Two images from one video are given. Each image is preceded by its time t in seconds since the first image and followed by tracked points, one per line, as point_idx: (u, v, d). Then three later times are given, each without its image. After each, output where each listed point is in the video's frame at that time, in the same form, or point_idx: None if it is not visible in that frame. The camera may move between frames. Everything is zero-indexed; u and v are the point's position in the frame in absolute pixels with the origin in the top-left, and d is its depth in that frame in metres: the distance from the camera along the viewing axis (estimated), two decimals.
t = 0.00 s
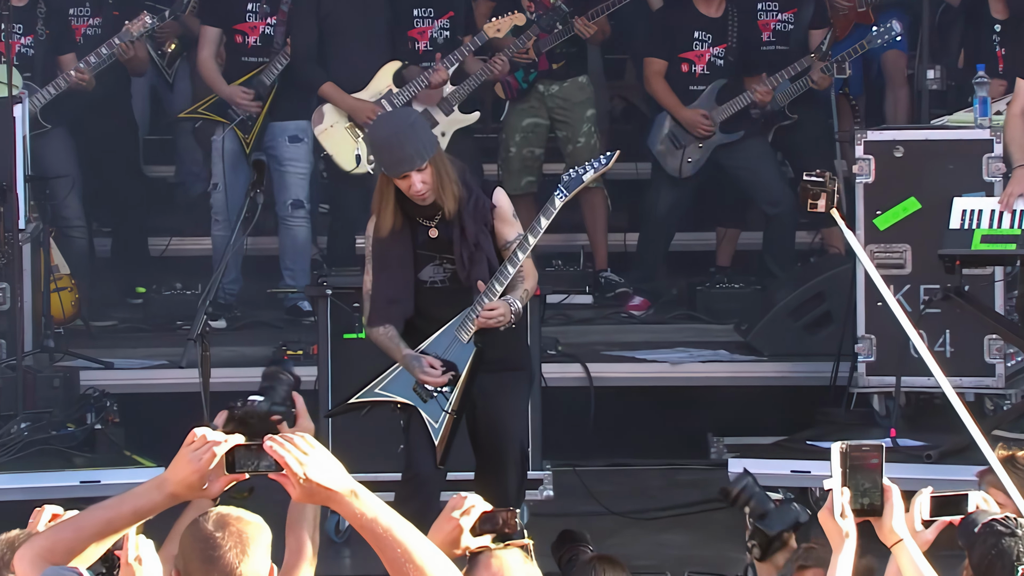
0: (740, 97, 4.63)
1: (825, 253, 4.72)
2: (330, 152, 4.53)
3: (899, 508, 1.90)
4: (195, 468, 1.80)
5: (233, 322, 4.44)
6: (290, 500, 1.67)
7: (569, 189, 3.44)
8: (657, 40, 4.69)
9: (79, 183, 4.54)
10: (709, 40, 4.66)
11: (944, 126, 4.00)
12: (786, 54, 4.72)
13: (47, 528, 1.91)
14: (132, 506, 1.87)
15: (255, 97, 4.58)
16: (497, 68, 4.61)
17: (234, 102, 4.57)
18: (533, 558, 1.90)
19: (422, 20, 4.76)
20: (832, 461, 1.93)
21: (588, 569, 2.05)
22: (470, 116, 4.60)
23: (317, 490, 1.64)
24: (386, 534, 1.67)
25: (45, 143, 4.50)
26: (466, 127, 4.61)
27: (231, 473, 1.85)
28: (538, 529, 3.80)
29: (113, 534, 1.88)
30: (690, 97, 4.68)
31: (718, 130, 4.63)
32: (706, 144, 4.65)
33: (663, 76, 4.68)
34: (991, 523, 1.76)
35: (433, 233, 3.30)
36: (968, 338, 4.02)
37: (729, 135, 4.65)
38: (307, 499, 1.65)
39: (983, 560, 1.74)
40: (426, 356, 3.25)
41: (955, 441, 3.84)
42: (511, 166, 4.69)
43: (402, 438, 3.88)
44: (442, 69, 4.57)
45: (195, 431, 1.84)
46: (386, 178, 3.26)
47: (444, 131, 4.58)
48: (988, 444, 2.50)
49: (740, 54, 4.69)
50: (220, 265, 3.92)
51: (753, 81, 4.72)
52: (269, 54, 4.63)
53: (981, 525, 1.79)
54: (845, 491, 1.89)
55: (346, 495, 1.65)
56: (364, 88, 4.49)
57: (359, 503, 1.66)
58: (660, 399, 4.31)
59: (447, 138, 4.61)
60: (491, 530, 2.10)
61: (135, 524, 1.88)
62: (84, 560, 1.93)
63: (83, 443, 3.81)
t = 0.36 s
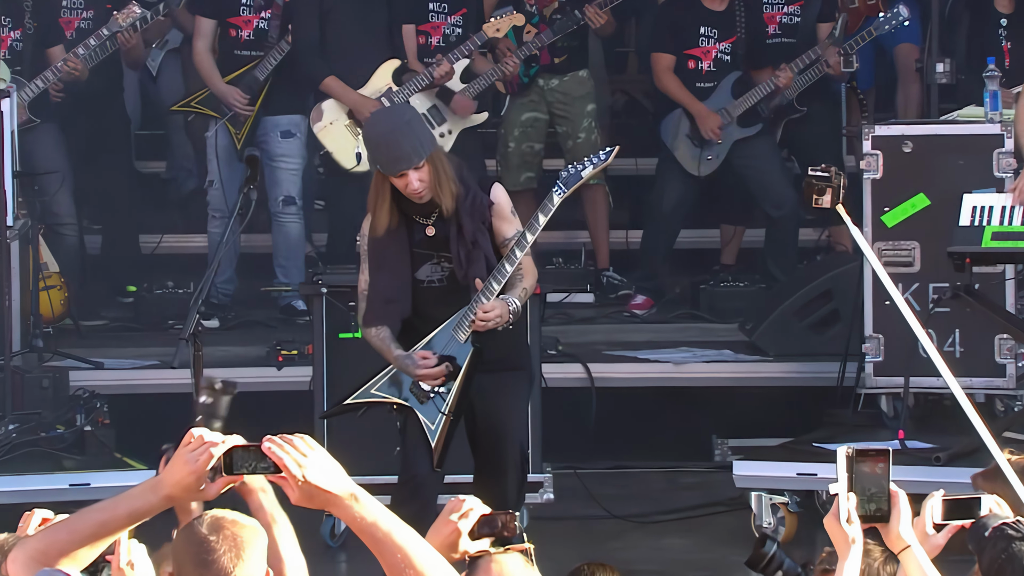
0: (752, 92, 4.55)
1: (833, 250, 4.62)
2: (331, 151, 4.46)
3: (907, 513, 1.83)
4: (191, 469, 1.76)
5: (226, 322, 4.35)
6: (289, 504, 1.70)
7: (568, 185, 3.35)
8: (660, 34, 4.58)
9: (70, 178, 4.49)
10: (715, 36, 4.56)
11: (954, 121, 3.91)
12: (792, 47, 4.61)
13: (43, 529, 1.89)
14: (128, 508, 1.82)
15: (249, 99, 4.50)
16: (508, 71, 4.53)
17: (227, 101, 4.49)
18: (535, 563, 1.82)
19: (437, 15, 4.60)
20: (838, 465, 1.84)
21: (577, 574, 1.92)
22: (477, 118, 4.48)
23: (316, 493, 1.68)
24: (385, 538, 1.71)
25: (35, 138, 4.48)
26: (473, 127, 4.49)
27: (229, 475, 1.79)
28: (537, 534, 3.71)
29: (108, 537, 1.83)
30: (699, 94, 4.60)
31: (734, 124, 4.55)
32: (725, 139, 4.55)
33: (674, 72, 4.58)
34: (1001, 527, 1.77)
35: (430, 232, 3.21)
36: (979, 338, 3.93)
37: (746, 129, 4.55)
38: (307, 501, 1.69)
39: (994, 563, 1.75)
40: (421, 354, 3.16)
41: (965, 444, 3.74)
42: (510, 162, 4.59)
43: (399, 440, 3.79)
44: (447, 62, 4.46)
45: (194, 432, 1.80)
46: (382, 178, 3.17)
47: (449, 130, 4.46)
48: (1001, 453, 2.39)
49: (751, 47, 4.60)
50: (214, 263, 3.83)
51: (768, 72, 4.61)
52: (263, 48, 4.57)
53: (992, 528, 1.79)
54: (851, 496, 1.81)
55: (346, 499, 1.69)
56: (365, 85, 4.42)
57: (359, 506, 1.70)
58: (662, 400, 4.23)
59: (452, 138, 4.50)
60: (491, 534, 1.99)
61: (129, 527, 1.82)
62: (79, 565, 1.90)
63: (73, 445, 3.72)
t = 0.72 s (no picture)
0: (756, 79, 4.46)
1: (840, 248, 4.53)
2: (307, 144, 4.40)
3: (917, 518, 1.77)
4: (183, 471, 1.67)
5: (220, 321, 4.27)
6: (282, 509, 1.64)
7: (570, 182, 3.26)
8: (660, 30, 4.47)
9: (60, 175, 4.47)
10: (715, 30, 4.49)
11: (965, 115, 3.81)
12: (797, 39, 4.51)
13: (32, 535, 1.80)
14: (119, 511, 1.75)
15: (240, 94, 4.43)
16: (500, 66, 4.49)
17: (217, 96, 4.42)
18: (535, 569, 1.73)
19: (429, 9, 4.55)
20: (846, 469, 1.80)
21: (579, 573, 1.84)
22: (474, 111, 4.49)
23: (311, 495, 1.62)
24: (383, 540, 1.64)
25: (26, 134, 4.44)
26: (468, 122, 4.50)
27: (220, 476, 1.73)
28: (538, 538, 3.62)
29: (100, 541, 1.76)
30: (699, 90, 4.51)
31: (739, 114, 4.46)
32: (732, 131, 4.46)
33: (673, 71, 4.49)
34: (1011, 531, 1.68)
35: (427, 229, 3.12)
36: (990, 337, 3.84)
37: (751, 119, 4.47)
38: (301, 503, 1.63)
39: (1005, 567, 1.66)
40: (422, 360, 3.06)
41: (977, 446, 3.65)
42: (511, 158, 4.50)
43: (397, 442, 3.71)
44: (436, 55, 4.47)
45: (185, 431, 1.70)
46: (379, 174, 3.09)
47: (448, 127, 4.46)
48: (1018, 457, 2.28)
49: (753, 38, 4.50)
50: (207, 262, 3.77)
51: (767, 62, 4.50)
52: (253, 40, 4.49)
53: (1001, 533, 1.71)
54: (860, 500, 1.75)
55: (341, 500, 1.62)
56: (347, 75, 4.41)
57: (355, 508, 1.64)
58: (666, 401, 4.14)
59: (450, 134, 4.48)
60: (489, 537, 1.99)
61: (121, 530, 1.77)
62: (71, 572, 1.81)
63: (63, 447, 3.64)
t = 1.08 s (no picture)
0: (763, 77, 4.35)
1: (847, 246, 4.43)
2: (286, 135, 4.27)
3: (929, 522, 1.68)
4: (171, 475, 1.56)
5: (212, 320, 4.18)
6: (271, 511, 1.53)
7: (567, 176, 3.16)
8: (662, 27, 4.39)
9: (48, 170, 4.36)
10: (718, 27, 4.40)
11: (975, 110, 3.71)
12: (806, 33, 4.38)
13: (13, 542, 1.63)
14: (106, 516, 1.60)
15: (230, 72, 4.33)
16: (494, 63, 4.33)
17: (207, 73, 4.32)
18: None
19: None
20: (856, 470, 1.72)
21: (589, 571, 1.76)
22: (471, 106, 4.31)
23: (302, 499, 1.52)
24: (376, 544, 1.57)
25: (10, 128, 4.32)
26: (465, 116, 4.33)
27: (211, 479, 1.55)
28: (538, 543, 3.53)
29: (87, 549, 1.61)
30: (703, 85, 4.42)
31: (744, 112, 4.37)
32: (735, 130, 4.37)
33: (675, 66, 4.39)
34: None
35: (423, 226, 3.03)
36: (1003, 337, 3.73)
37: (756, 118, 4.37)
38: (292, 507, 1.53)
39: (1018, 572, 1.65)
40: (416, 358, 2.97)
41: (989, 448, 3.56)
42: (511, 153, 4.41)
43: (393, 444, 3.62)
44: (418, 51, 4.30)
45: (173, 433, 1.58)
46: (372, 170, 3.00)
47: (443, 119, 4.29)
48: None
49: (757, 34, 4.40)
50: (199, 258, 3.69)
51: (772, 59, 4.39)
52: (244, 29, 4.38)
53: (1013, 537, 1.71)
54: (870, 504, 1.67)
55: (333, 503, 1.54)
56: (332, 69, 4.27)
57: (346, 509, 1.56)
58: (668, 402, 4.05)
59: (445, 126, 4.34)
60: (487, 540, 1.96)
61: (110, 536, 1.62)
62: None
63: (51, 449, 3.55)
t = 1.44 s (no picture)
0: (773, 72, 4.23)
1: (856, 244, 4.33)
2: (275, 127, 4.22)
3: (940, 528, 1.63)
4: (160, 479, 1.51)
5: (205, 320, 4.09)
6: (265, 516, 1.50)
7: (565, 170, 3.06)
8: (680, 17, 4.26)
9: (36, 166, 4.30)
10: (734, 19, 4.27)
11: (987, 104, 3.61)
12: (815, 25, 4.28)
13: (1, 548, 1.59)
14: (93, 520, 1.56)
15: (221, 79, 4.23)
16: (494, 58, 4.26)
17: (196, 80, 4.20)
18: None
19: None
20: (866, 475, 1.65)
21: None
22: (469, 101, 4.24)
23: (294, 504, 1.49)
24: (371, 549, 1.52)
25: None
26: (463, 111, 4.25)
27: (201, 483, 1.56)
28: (539, 548, 3.44)
29: (73, 554, 1.57)
30: (716, 79, 4.30)
31: (754, 108, 4.24)
32: (745, 126, 4.24)
33: (692, 58, 4.27)
34: None
35: (419, 223, 2.94)
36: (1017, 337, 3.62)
37: (767, 113, 4.25)
38: (283, 513, 1.50)
39: None
40: (413, 353, 2.88)
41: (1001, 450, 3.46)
42: (510, 148, 4.31)
43: (390, 447, 3.54)
44: (409, 53, 4.23)
45: (161, 437, 1.54)
46: (367, 166, 2.91)
47: (439, 112, 4.22)
48: None
49: (772, 29, 4.28)
50: (190, 257, 3.61)
51: (786, 56, 4.28)
52: (234, 22, 4.28)
53: None
54: (880, 507, 1.59)
55: (325, 505, 1.50)
56: (324, 64, 4.21)
57: (339, 513, 1.52)
58: (672, 403, 3.96)
59: (441, 121, 4.26)
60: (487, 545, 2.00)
61: (98, 542, 1.58)
62: None
63: (40, 452, 3.46)
